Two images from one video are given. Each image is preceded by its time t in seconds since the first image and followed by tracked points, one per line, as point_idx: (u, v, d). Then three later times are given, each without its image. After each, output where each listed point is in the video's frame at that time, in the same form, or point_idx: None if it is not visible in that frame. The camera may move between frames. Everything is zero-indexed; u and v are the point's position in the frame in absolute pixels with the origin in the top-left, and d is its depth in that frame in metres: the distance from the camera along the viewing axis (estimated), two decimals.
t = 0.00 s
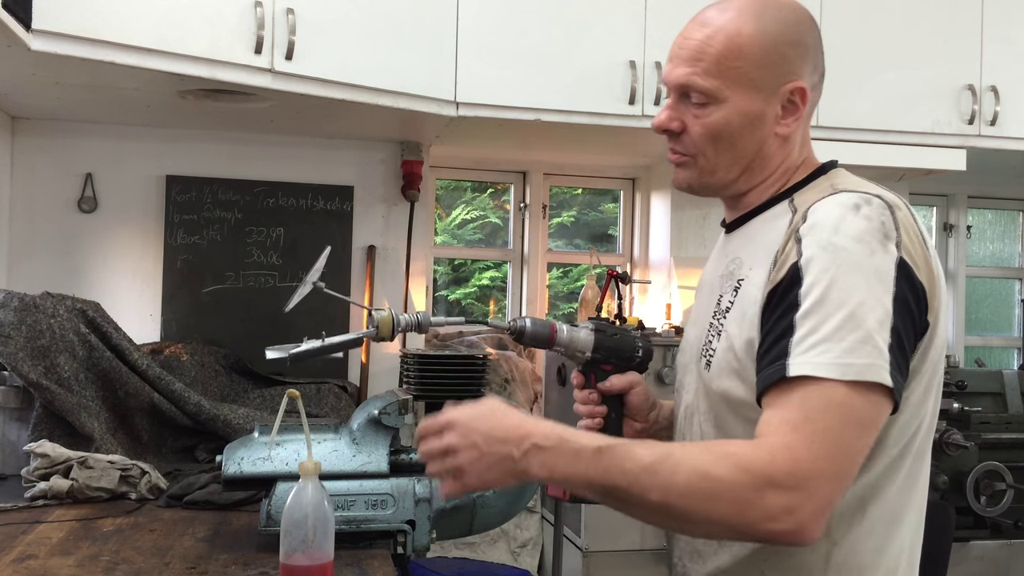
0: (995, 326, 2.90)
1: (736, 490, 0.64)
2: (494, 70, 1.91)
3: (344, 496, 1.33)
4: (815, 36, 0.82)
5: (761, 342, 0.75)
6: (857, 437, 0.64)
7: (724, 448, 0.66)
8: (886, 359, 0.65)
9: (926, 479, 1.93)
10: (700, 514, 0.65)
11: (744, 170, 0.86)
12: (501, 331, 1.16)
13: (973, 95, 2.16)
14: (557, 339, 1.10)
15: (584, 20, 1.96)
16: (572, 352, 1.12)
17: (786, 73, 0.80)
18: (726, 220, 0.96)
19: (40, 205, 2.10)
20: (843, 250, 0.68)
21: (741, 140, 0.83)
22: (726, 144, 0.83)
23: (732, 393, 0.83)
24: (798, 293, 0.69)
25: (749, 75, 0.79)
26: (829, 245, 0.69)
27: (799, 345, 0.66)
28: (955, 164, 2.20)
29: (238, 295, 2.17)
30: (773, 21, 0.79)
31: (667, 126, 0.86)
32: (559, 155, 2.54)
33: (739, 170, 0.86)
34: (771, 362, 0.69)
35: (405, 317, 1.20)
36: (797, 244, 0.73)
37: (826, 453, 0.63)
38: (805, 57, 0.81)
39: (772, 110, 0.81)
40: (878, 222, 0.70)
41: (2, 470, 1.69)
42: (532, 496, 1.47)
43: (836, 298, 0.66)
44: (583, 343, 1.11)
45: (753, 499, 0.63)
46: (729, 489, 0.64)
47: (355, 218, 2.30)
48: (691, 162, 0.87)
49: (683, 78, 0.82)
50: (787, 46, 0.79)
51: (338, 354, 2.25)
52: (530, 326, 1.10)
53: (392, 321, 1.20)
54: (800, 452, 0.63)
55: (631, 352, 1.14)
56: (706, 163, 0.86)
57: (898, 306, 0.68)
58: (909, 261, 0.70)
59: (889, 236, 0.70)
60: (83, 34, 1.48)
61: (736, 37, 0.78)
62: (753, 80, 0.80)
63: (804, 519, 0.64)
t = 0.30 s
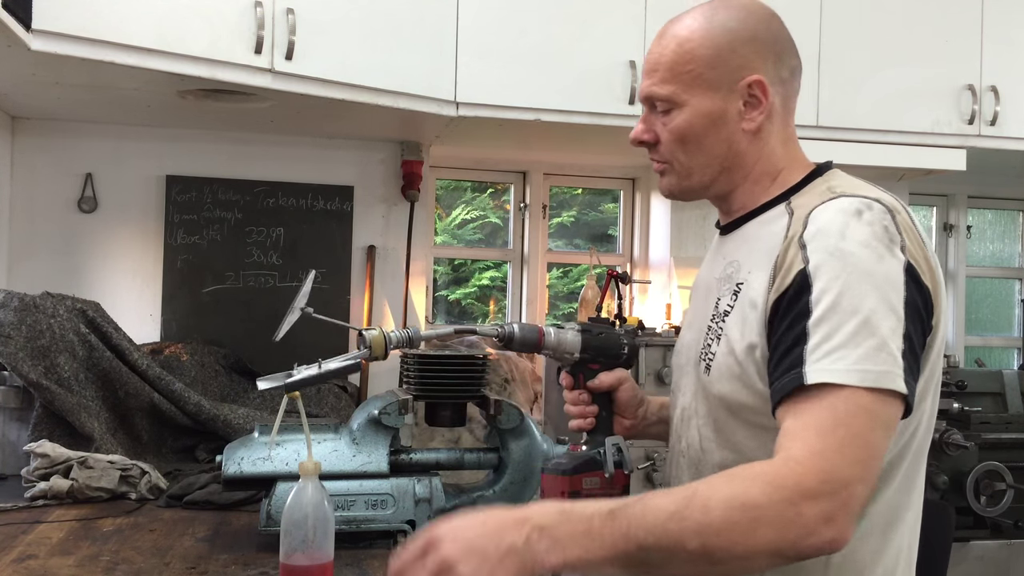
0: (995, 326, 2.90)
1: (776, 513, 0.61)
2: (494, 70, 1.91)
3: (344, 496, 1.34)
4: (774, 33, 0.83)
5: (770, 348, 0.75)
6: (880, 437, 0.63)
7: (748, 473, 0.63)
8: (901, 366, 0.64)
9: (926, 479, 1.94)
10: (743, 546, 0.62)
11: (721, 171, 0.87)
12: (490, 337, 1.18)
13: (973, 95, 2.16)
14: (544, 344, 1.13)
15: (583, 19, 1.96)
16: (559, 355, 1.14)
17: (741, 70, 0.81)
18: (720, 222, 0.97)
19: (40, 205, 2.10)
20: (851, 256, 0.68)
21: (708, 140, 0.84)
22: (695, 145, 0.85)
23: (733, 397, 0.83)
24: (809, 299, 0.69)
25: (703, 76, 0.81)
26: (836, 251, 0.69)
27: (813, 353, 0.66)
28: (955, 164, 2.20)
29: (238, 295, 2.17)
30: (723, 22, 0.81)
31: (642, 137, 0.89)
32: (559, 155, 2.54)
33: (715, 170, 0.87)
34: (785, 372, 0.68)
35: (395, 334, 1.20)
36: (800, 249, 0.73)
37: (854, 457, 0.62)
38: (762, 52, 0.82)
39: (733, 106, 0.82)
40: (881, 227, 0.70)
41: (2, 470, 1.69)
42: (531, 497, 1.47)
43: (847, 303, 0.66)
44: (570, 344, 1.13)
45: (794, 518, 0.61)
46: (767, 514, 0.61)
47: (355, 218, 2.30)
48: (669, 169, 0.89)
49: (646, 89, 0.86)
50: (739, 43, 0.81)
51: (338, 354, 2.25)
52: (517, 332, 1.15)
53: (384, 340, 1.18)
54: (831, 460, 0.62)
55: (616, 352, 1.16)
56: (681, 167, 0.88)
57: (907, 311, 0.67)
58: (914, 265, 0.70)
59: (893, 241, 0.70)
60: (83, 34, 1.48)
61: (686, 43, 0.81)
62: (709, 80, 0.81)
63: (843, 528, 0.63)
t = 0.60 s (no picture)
0: (995, 326, 2.90)
1: (758, 523, 0.62)
2: (495, 70, 1.91)
3: (344, 496, 1.33)
4: (751, 35, 0.82)
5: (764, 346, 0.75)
6: (855, 427, 0.63)
7: (721, 488, 0.64)
8: (889, 367, 0.64)
9: (927, 479, 1.93)
10: (733, 564, 0.62)
11: (698, 173, 0.89)
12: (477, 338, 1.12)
13: (973, 95, 2.16)
14: (535, 343, 1.10)
15: (583, 19, 1.96)
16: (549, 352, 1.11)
17: (703, 77, 0.82)
18: (718, 220, 0.96)
19: (40, 205, 2.10)
20: (845, 255, 0.68)
21: (678, 144, 0.87)
22: (667, 149, 0.88)
23: (731, 401, 0.84)
24: (802, 299, 0.69)
25: (668, 84, 0.84)
26: (831, 250, 0.69)
27: (803, 349, 0.65)
28: (955, 164, 2.20)
29: (238, 295, 2.17)
30: (691, 29, 0.82)
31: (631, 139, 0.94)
32: (559, 155, 2.54)
33: (691, 173, 0.89)
34: (772, 370, 0.68)
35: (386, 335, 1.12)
36: (796, 248, 0.73)
37: (827, 449, 0.62)
38: (729, 57, 0.82)
39: (697, 112, 0.84)
40: (879, 228, 0.70)
41: (2, 470, 1.69)
42: (531, 497, 1.47)
43: (840, 302, 0.66)
44: (561, 343, 1.12)
45: (777, 524, 0.62)
46: (749, 525, 0.62)
47: (355, 219, 2.29)
48: (655, 169, 0.93)
49: (629, 95, 0.91)
50: (702, 50, 0.82)
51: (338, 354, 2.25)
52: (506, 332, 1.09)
53: (374, 341, 1.10)
54: (803, 458, 0.62)
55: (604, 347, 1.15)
56: (661, 168, 0.91)
57: (902, 311, 0.67)
58: (910, 266, 0.69)
59: (890, 242, 0.69)
60: (82, 34, 1.48)
61: (654, 53, 0.85)
62: (673, 88, 0.84)
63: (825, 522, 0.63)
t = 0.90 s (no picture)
0: (995, 326, 2.90)
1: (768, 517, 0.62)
2: (495, 70, 1.91)
3: (344, 496, 1.33)
4: (745, 34, 0.83)
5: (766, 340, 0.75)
6: (858, 416, 0.63)
7: (728, 484, 0.64)
8: (897, 354, 0.64)
9: (926, 479, 1.93)
10: (745, 559, 0.62)
11: (695, 171, 0.89)
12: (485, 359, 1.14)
13: (973, 95, 2.16)
14: (539, 361, 1.09)
15: (584, 19, 1.96)
16: (555, 370, 1.11)
17: (696, 73, 0.83)
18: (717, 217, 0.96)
19: (40, 205, 2.10)
20: (849, 245, 0.68)
21: (674, 141, 0.87)
22: (664, 146, 0.89)
23: (729, 392, 0.84)
24: (808, 289, 0.68)
25: (662, 81, 0.85)
26: (834, 241, 0.69)
27: (809, 341, 0.65)
28: (956, 164, 2.19)
29: (238, 295, 2.17)
30: (685, 28, 0.84)
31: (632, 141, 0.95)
32: (559, 155, 2.54)
33: (687, 171, 0.89)
34: (779, 361, 0.68)
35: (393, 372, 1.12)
36: (800, 238, 0.73)
37: (833, 442, 0.62)
38: (722, 54, 0.82)
39: (692, 107, 0.85)
40: (883, 218, 0.70)
41: (3, 470, 1.69)
42: (532, 496, 1.47)
43: (846, 292, 0.66)
44: (565, 359, 1.11)
45: (787, 518, 0.62)
46: (758, 520, 0.62)
47: (355, 219, 2.30)
48: (655, 170, 0.93)
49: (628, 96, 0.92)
50: (695, 47, 0.83)
51: (338, 354, 2.25)
52: (509, 353, 1.09)
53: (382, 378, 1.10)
54: (810, 451, 0.62)
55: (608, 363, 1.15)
56: (659, 167, 0.92)
57: (906, 299, 0.67)
58: (914, 255, 0.70)
59: (894, 232, 0.70)
60: (82, 34, 1.48)
61: (650, 52, 0.86)
62: (668, 85, 0.85)
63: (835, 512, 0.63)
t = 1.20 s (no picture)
0: (995, 326, 2.90)
1: (784, 498, 0.62)
2: (495, 70, 1.91)
3: (344, 496, 1.33)
4: (748, 31, 0.84)
5: (774, 343, 0.75)
6: (892, 426, 0.63)
7: (757, 452, 0.63)
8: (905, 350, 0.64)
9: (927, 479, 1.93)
10: (743, 521, 0.62)
11: (697, 167, 0.89)
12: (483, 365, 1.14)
13: (973, 95, 2.16)
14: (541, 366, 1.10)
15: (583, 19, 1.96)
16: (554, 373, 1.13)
17: (699, 66, 0.84)
18: (717, 216, 0.96)
19: (40, 205, 2.10)
20: (850, 243, 0.68)
21: (676, 135, 0.87)
22: (666, 141, 0.88)
23: (729, 389, 0.83)
24: (809, 289, 0.68)
25: (666, 76, 0.86)
26: (834, 239, 0.69)
27: (815, 340, 0.66)
28: (957, 164, 2.19)
29: (238, 295, 2.17)
30: (689, 25, 0.85)
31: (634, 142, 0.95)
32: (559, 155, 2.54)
33: (688, 167, 0.89)
34: (789, 359, 0.68)
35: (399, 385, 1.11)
36: (801, 238, 0.72)
37: (868, 445, 0.62)
38: (725, 48, 0.83)
39: (694, 100, 0.85)
40: (882, 214, 0.70)
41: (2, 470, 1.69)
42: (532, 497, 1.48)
43: (848, 290, 0.66)
44: (565, 361, 1.13)
45: (799, 503, 0.61)
46: (774, 498, 0.62)
47: (355, 219, 2.30)
48: (656, 168, 0.93)
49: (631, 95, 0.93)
50: (699, 42, 0.84)
51: (338, 354, 2.25)
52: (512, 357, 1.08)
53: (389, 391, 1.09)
54: (843, 450, 0.61)
55: (608, 363, 1.17)
56: (660, 164, 0.91)
57: (909, 295, 0.67)
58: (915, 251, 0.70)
59: (894, 228, 0.70)
60: (82, 34, 1.48)
61: (655, 49, 0.88)
62: (671, 79, 0.86)
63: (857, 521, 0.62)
